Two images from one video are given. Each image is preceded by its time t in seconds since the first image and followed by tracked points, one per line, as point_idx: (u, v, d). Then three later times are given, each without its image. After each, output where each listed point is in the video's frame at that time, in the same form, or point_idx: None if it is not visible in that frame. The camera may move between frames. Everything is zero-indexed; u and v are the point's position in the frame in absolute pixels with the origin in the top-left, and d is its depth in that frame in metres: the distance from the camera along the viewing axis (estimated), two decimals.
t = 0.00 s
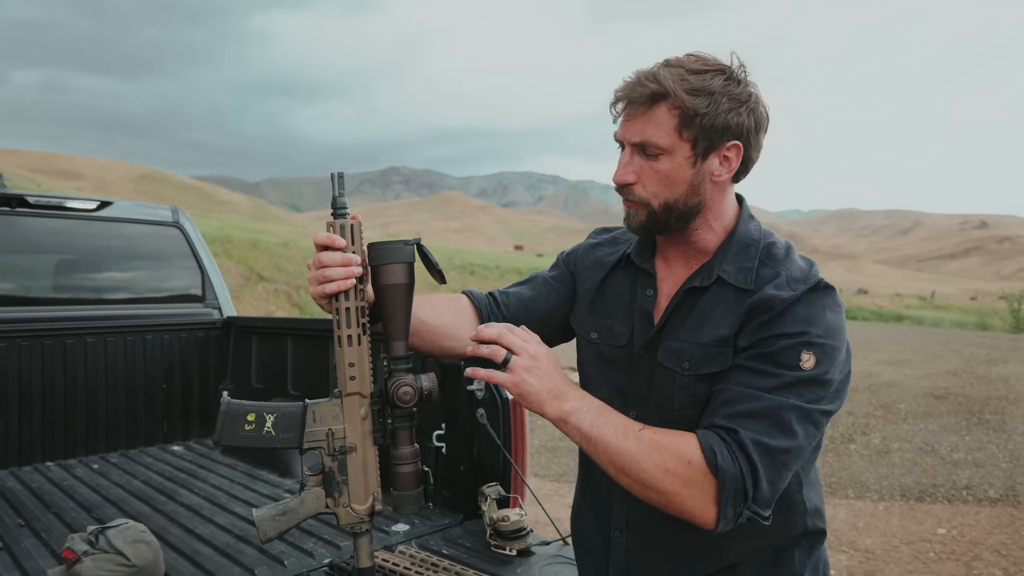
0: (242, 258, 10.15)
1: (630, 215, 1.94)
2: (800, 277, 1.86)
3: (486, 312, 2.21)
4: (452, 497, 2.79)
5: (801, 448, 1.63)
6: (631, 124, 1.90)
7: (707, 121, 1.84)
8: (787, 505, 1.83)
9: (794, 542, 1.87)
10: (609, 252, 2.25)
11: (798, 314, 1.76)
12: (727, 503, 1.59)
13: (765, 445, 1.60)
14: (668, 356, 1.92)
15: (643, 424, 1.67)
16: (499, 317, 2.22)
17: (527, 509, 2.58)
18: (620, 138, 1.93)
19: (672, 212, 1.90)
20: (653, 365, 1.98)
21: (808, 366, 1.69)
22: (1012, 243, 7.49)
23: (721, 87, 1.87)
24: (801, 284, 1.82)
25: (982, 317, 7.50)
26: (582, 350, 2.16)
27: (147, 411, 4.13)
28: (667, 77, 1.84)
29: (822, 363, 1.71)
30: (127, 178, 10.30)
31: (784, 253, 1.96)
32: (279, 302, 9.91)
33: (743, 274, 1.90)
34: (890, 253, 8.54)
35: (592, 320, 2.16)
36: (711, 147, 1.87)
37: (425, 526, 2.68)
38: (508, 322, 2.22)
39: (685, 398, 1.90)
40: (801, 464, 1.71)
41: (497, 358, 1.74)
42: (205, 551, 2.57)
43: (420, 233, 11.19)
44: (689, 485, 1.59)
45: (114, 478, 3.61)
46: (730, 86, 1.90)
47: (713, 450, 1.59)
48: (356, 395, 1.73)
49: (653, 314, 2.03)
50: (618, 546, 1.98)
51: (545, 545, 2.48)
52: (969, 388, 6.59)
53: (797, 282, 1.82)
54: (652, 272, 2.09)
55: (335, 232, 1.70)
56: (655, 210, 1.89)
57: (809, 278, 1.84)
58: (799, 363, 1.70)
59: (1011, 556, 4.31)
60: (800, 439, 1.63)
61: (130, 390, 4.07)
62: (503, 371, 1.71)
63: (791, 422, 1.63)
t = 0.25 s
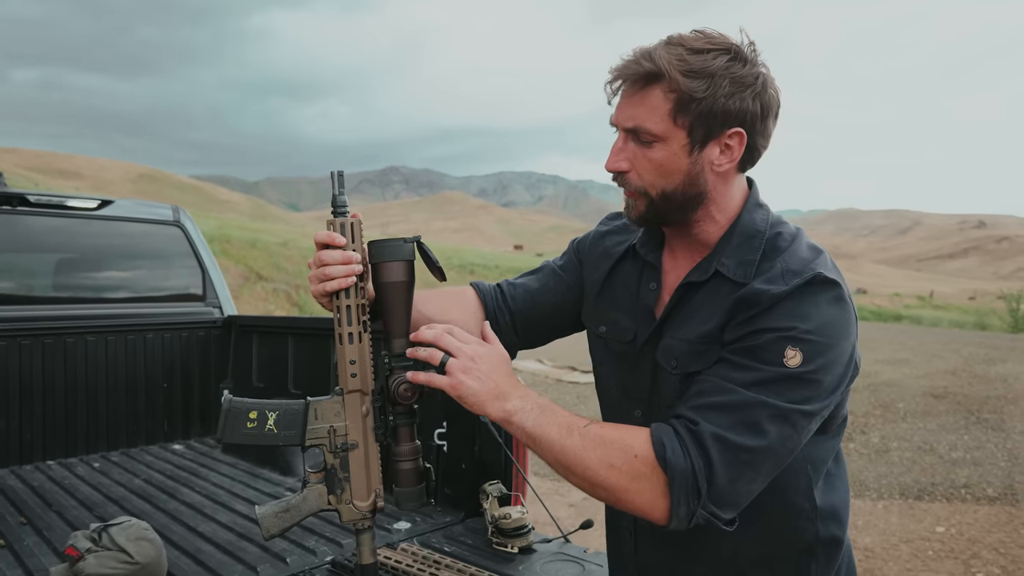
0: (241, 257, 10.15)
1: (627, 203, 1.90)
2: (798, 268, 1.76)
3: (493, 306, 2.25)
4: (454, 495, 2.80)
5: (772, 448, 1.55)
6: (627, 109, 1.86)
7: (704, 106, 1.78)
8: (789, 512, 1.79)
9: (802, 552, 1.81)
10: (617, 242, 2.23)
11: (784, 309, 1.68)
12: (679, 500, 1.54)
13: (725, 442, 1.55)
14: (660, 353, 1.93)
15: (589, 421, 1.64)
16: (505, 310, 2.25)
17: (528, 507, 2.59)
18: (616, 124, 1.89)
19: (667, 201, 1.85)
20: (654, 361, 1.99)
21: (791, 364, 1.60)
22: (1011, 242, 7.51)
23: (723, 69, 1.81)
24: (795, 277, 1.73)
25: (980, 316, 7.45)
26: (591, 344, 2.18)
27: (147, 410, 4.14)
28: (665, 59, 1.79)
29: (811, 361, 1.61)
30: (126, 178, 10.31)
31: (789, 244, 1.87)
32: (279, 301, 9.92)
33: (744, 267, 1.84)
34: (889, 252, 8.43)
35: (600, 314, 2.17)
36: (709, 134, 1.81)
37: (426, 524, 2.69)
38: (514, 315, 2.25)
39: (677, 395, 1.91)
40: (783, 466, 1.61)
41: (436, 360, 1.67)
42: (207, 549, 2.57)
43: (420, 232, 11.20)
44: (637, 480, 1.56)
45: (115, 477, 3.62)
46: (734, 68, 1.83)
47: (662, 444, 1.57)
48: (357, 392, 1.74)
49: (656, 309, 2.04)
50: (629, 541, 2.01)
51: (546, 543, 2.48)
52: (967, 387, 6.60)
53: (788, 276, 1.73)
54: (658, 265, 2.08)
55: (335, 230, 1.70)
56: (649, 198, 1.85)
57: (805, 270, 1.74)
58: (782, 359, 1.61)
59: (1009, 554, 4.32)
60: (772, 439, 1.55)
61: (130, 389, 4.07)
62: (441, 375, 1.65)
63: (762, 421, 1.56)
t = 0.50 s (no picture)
0: (239, 256, 10.14)
1: (618, 205, 1.91)
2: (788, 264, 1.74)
3: (497, 303, 2.24)
4: (453, 492, 2.79)
5: (754, 441, 1.54)
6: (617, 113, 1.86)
7: (693, 112, 1.77)
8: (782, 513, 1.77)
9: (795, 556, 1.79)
10: (621, 240, 2.22)
11: (771, 304, 1.67)
12: (653, 490, 1.54)
13: (703, 432, 1.54)
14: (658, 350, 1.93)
15: (561, 412, 1.64)
16: (509, 307, 2.23)
17: (528, 504, 2.59)
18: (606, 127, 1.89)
19: (658, 205, 1.86)
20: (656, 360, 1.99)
21: (777, 358, 1.58)
22: (1009, 241, 7.54)
23: (713, 72, 1.79)
24: (786, 273, 1.70)
25: (978, 315, 7.45)
26: (594, 340, 2.17)
27: (146, 408, 4.14)
28: (653, 63, 1.77)
29: (798, 355, 1.59)
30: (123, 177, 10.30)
31: (785, 239, 1.87)
32: (277, 300, 9.92)
33: (739, 264, 1.84)
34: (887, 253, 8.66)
35: (603, 311, 2.16)
36: (697, 139, 1.80)
37: (426, 522, 2.69)
38: (519, 312, 2.24)
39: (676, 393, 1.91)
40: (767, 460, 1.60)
41: (409, 359, 1.68)
42: (206, 546, 2.57)
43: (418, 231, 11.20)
44: (608, 469, 1.57)
45: (114, 475, 3.62)
46: (725, 70, 1.80)
47: (634, 434, 1.57)
48: (358, 388, 1.74)
49: (657, 308, 2.03)
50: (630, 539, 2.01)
51: (546, 540, 2.48)
52: (966, 385, 6.61)
53: (777, 271, 1.72)
54: (660, 262, 2.08)
55: (337, 226, 1.70)
56: (640, 202, 1.86)
57: (795, 266, 1.72)
58: (768, 352, 1.60)
59: (1007, 551, 4.34)
60: (752, 431, 1.54)
61: (129, 387, 4.06)
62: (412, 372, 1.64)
63: (742, 413, 1.55)
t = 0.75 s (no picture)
0: (234, 256, 10.11)
1: (595, 207, 1.93)
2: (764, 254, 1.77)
3: (487, 304, 2.22)
4: (449, 493, 2.79)
5: (734, 420, 1.54)
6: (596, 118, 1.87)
7: (670, 121, 1.78)
8: (756, 504, 1.76)
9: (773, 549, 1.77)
10: (604, 240, 2.23)
11: (748, 289, 1.69)
12: (638, 468, 1.52)
13: (687, 411, 1.53)
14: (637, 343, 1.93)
15: (551, 391, 1.62)
16: (499, 309, 2.22)
17: (524, 504, 2.59)
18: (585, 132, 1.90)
19: (633, 206, 1.88)
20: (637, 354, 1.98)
21: (755, 340, 1.60)
22: (1002, 241, 7.60)
23: (691, 83, 1.80)
24: (760, 262, 1.74)
25: (972, 316, 7.44)
26: (577, 339, 2.16)
27: (140, 409, 4.12)
28: (632, 72, 1.78)
29: (774, 336, 1.60)
30: (118, 177, 10.27)
31: (760, 232, 1.90)
32: (272, 300, 9.90)
33: (717, 257, 1.85)
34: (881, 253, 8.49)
35: (587, 309, 2.15)
36: (674, 147, 1.82)
37: (422, 522, 2.69)
38: (508, 313, 2.22)
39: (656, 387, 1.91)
40: (746, 442, 1.60)
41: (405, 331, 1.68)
42: (200, 547, 2.55)
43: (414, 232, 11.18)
44: (595, 448, 1.54)
45: (107, 476, 3.60)
46: (701, 82, 1.82)
47: (622, 413, 1.54)
48: (353, 387, 1.72)
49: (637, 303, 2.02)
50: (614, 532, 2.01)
51: (542, 540, 2.48)
52: (960, 385, 6.64)
53: (756, 260, 1.75)
54: (641, 261, 2.08)
55: (331, 225, 1.69)
56: (616, 204, 1.87)
57: (768, 255, 1.75)
58: (744, 334, 1.61)
59: (1001, 551, 4.36)
60: (733, 411, 1.54)
61: (122, 388, 4.04)
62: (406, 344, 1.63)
63: (723, 392, 1.54)
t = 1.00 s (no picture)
0: (232, 257, 10.11)
1: (559, 212, 1.94)
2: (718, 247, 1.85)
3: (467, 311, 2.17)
4: (446, 492, 2.80)
5: (709, 393, 1.57)
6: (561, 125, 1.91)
7: (632, 126, 1.85)
8: (726, 481, 1.78)
9: (746, 520, 1.79)
10: (565, 249, 2.25)
11: (710, 275, 1.74)
12: (626, 441, 1.51)
13: (668, 385, 1.55)
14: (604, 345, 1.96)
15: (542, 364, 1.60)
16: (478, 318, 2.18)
17: (520, 504, 2.60)
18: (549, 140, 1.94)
19: (597, 210, 1.91)
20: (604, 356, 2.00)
21: (720, 320, 1.64)
22: (1000, 242, 7.63)
23: (649, 93, 1.89)
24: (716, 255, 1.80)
25: (969, 316, 7.48)
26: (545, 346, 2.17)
27: (138, 409, 4.12)
28: (596, 81, 1.85)
29: (738, 316, 1.65)
30: (116, 178, 10.26)
31: (710, 231, 1.96)
32: (270, 301, 9.90)
33: (673, 256, 1.90)
34: (880, 253, 8.65)
35: (552, 315, 2.17)
36: (635, 151, 1.88)
37: (419, 522, 2.70)
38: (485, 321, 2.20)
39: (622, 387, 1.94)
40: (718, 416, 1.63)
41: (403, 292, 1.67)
42: (199, 546, 2.56)
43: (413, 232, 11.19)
44: (585, 421, 1.53)
45: (105, 476, 3.60)
46: (657, 94, 1.91)
47: (611, 387, 1.54)
48: (349, 387, 1.72)
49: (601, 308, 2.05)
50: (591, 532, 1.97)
51: (539, 539, 2.49)
52: (956, 385, 6.67)
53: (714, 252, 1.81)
54: (602, 266, 2.10)
55: (327, 226, 1.70)
56: (581, 208, 1.90)
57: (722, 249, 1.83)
58: (709, 315, 1.65)
59: (997, 550, 4.37)
60: (708, 385, 1.57)
61: (120, 388, 4.04)
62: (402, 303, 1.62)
63: (698, 367, 1.58)
